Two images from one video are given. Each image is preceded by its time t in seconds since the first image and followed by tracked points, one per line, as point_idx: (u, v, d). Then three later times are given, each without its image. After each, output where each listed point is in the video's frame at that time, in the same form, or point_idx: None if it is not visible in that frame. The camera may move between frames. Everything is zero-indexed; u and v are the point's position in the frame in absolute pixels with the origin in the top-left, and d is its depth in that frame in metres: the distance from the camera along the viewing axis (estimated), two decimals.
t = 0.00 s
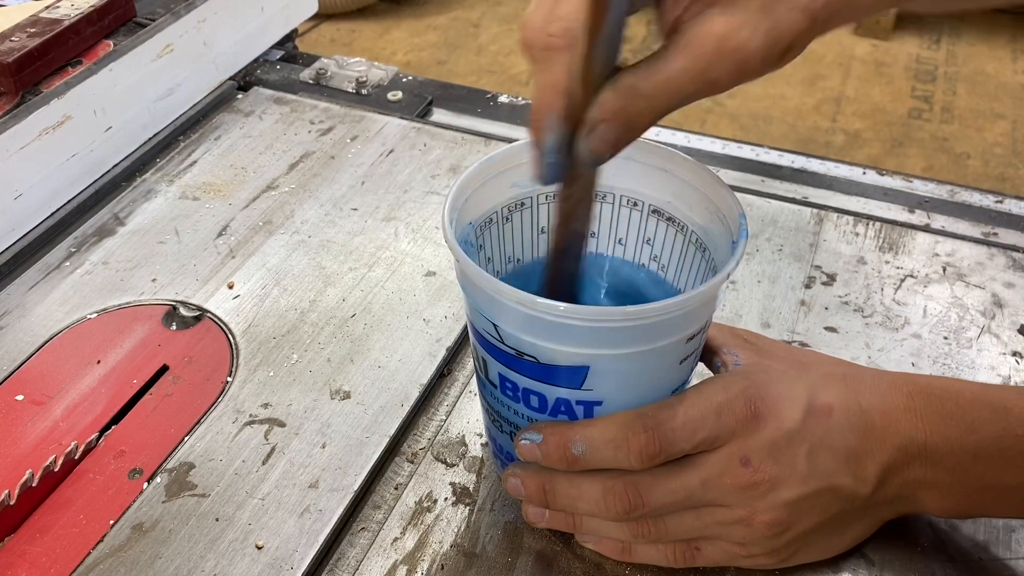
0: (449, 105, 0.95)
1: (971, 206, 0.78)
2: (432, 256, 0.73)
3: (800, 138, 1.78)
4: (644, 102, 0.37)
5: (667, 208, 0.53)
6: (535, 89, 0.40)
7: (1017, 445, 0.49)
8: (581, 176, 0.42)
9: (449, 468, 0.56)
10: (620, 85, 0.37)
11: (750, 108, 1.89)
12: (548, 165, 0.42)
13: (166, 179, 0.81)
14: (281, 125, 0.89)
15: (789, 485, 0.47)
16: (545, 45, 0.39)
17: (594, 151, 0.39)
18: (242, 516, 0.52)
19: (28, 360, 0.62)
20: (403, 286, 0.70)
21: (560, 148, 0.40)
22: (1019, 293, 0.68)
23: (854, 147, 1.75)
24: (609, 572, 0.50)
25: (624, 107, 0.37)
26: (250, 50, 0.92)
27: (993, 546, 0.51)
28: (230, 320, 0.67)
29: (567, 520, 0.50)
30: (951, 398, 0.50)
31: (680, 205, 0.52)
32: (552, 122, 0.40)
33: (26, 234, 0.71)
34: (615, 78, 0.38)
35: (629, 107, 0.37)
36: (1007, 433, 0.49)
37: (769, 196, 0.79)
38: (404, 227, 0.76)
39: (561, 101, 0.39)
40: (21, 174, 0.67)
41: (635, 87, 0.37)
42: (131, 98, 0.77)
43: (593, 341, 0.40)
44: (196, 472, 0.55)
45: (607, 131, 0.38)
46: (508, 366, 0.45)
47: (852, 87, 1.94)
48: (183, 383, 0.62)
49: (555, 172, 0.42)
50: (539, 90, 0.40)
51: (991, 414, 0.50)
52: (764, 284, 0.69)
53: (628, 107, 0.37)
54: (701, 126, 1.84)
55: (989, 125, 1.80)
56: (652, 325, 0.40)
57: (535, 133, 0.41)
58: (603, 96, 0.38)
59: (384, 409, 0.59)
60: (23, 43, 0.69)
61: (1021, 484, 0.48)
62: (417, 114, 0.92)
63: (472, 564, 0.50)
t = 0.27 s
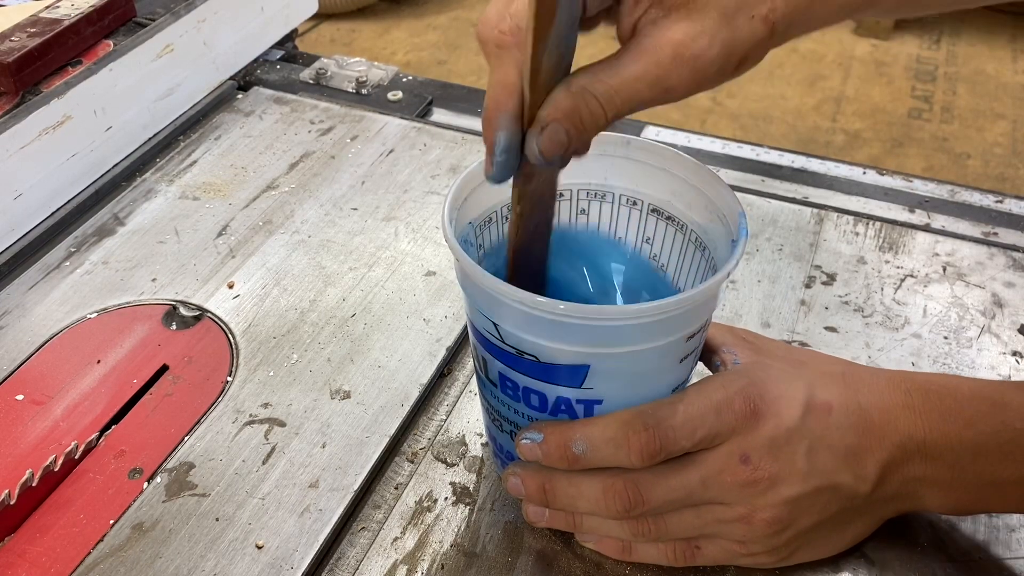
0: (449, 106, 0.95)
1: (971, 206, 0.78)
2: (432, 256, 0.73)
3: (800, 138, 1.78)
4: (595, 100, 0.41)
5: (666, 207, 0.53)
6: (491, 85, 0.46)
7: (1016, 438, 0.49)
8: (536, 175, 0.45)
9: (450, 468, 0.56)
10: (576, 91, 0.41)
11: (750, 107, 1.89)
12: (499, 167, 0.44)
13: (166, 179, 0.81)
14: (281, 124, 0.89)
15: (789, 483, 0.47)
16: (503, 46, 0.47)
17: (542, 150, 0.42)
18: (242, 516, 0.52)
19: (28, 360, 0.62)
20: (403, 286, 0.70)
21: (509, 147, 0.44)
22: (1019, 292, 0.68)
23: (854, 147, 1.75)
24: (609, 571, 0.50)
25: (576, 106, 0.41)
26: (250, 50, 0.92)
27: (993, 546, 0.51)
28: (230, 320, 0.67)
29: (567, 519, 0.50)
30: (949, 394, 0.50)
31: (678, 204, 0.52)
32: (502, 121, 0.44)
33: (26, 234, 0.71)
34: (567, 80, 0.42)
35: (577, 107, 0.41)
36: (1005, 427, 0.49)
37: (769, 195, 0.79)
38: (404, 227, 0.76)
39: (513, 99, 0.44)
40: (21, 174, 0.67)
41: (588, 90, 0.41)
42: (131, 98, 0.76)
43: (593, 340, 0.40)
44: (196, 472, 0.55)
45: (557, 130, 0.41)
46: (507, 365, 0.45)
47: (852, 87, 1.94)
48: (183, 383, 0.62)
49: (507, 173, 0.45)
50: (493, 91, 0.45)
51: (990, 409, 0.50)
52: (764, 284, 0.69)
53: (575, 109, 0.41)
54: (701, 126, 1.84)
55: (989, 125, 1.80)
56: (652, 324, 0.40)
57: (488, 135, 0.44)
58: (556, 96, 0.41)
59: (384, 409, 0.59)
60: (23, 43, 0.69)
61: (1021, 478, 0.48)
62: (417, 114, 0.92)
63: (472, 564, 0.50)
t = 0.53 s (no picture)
0: (449, 105, 0.95)
1: (971, 206, 0.78)
2: (432, 256, 0.73)
3: (800, 138, 1.78)
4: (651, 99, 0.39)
5: (666, 207, 0.53)
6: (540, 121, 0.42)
7: (1017, 437, 0.49)
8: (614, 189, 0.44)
9: (450, 468, 0.56)
10: (624, 90, 0.39)
11: (750, 108, 1.89)
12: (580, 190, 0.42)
13: (166, 179, 0.81)
14: (281, 124, 0.89)
15: (790, 485, 0.47)
16: (545, 76, 0.42)
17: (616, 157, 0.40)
18: (242, 516, 0.52)
19: (28, 360, 0.62)
20: (403, 286, 0.70)
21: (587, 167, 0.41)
22: (1019, 292, 0.68)
23: (854, 147, 1.75)
24: (609, 572, 0.50)
25: (632, 106, 0.39)
26: (250, 50, 0.92)
27: (993, 546, 0.51)
28: (230, 320, 0.67)
29: (567, 520, 0.50)
30: (949, 394, 0.50)
31: (678, 203, 0.52)
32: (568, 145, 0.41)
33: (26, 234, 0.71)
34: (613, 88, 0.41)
35: (635, 106, 0.39)
36: (1006, 426, 0.49)
37: (769, 195, 0.79)
38: (404, 227, 0.76)
39: (570, 123, 0.40)
40: (21, 174, 0.67)
41: (636, 84, 0.39)
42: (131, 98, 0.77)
43: (594, 338, 0.40)
44: (196, 472, 0.55)
45: (624, 136, 0.39)
46: (508, 363, 0.45)
47: (852, 87, 1.94)
48: (183, 383, 0.62)
49: (588, 195, 0.43)
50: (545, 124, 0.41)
51: (990, 407, 0.50)
52: (764, 284, 0.69)
53: (633, 107, 0.39)
54: (701, 126, 1.84)
55: (989, 125, 1.80)
56: (653, 323, 0.40)
57: (556, 167, 0.42)
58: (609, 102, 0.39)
59: (384, 409, 0.59)
60: (23, 43, 0.69)
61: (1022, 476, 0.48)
62: (417, 114, 0.92)
63: (472, 564, 0.50)
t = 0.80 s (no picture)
0: (449, 106, 0.95)
1: (971, 206, 0.78)
2: (432, 256, 0.73)
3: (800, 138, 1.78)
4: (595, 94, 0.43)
5: (666, 207, 0.53)
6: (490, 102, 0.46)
7: (1016, 437, 0.49)
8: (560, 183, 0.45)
9: (449, 468, 0.56)
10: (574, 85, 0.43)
11: (750, 108, 1.89)
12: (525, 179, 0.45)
13: (166, 179, 0.81)
14: (281, 125, 0.89)
15: (791, 486, 0.47)
16: (494, 61, 0.48)
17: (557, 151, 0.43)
18: (242, 516, 0.52)
19: (28, 360, 0.62)
20: (403, 286, 0.70)
21: (530, 158, 0.44)
22: (1019, 292, 0.68)
23: (855, 147, 1.75)
24: (609, 573, 0.50)
25: (579, 102, 0.42)
26: (251, 50, 0.92)
27: (993, 546, 0.51)
28: (230, 320, 0.67)
29: (568, 520, 0.50)
30: (950, 395, 0.50)
31: (678, 204, 0.52)
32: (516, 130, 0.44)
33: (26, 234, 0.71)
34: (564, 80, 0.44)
35: (582, 103, 0.42)
36: (1006, 426, 0.49)
37: (769, 196, 0.79)
38: (404, 227, 0.76)
39: (517, 110, 0.44)
40: (21, 174, 0.67)
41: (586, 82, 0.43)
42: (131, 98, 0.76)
43: (594, 339, 0.40)
44: (196, 472, 0.55)
45: (568, 130, 0.42)
46: (508, 363, 0.45)
47: (853, 87, 1.93)
48: (183, 383, 0.62)
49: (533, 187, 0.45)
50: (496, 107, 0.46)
51: (991, 408, 0.50)
52: (764, 284, 0.69)
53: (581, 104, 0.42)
54: (701, 126, 1.84)
55: (990, 125, 1.80)
56: (653, 322, 0.40)
57: (502, 152, 0.45)
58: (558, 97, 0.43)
59: (384, 409, 0.59)
60: (23, 43, 0.69)
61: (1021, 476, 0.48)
62: (417, 114, 0.92)
63: (472, 564, 0.50)
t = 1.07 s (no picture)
0: (449, 105, 0.95)
1: (971, 206, 0.78)
2: (432, 256, 0.73)
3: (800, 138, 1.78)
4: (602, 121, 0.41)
5: (665, 206, 0.53)
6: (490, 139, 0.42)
7: None
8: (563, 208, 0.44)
9: (449, 468, 0.56)
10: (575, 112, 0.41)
11: (750, 108, 1.90)
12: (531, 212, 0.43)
13: (166, 179, 0.81)
14: (281, 124, 0.89)
15: (791, 486, 0.47)
16: (500, 93, 0.41)
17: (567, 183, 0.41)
18: (242, 516, 0.52)
19: (28, 360, 0.62)
20: (403, 286, 0.70)
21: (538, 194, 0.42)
22: (1019, 292, 0.68)
23: (854, 146, 1.75)
24: (609, 572, 0.50)
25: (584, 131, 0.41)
26: (251, 50, 0.92)
27: (994, 546, 0.51)
28: (230, 320, 0.67)
29: (568, 520, 0.50)
30: (953, 397, 0.50)
31: (677, 203, 0.52)
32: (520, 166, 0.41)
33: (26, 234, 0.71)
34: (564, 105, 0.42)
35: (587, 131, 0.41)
36: (1013, 431, 0.48)
37: (769, 195, 0.79)
38: (403, 227, 0.76)
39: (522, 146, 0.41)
40: (21, 174, 0.67)
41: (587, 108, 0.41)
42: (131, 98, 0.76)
43: (594, 338, 0.40)
44: (196, 472, 0.55)
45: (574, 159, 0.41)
46: (508, 364, 0.45)
47: (852, 87, 1.94)
48: (183, 383, 0.62)
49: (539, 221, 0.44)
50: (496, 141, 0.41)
51: (995, 411, 0.49)
52: (764, 284, 0.69)
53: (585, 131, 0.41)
54: (701, 126, 1.84)
55: (990, 125, 1.80)
56: (653, 321, 0.40)
57: (507, 188, 0.42)
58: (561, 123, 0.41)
59: (384, 409, 0.59)
60: (23, 43, 0.69)
61: None
62: (417, 114, 0.92)
63: (472, 564, 0.50)
